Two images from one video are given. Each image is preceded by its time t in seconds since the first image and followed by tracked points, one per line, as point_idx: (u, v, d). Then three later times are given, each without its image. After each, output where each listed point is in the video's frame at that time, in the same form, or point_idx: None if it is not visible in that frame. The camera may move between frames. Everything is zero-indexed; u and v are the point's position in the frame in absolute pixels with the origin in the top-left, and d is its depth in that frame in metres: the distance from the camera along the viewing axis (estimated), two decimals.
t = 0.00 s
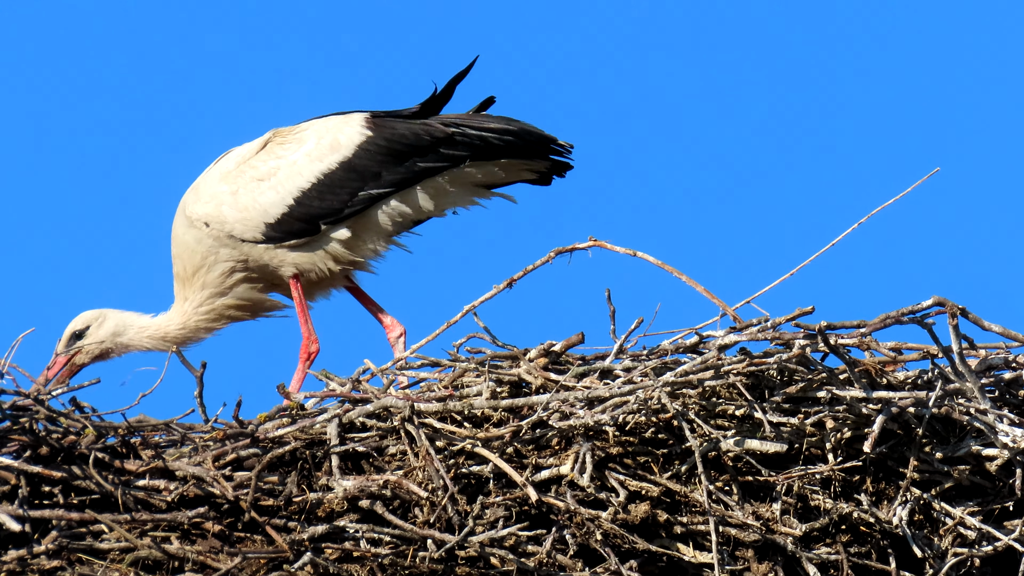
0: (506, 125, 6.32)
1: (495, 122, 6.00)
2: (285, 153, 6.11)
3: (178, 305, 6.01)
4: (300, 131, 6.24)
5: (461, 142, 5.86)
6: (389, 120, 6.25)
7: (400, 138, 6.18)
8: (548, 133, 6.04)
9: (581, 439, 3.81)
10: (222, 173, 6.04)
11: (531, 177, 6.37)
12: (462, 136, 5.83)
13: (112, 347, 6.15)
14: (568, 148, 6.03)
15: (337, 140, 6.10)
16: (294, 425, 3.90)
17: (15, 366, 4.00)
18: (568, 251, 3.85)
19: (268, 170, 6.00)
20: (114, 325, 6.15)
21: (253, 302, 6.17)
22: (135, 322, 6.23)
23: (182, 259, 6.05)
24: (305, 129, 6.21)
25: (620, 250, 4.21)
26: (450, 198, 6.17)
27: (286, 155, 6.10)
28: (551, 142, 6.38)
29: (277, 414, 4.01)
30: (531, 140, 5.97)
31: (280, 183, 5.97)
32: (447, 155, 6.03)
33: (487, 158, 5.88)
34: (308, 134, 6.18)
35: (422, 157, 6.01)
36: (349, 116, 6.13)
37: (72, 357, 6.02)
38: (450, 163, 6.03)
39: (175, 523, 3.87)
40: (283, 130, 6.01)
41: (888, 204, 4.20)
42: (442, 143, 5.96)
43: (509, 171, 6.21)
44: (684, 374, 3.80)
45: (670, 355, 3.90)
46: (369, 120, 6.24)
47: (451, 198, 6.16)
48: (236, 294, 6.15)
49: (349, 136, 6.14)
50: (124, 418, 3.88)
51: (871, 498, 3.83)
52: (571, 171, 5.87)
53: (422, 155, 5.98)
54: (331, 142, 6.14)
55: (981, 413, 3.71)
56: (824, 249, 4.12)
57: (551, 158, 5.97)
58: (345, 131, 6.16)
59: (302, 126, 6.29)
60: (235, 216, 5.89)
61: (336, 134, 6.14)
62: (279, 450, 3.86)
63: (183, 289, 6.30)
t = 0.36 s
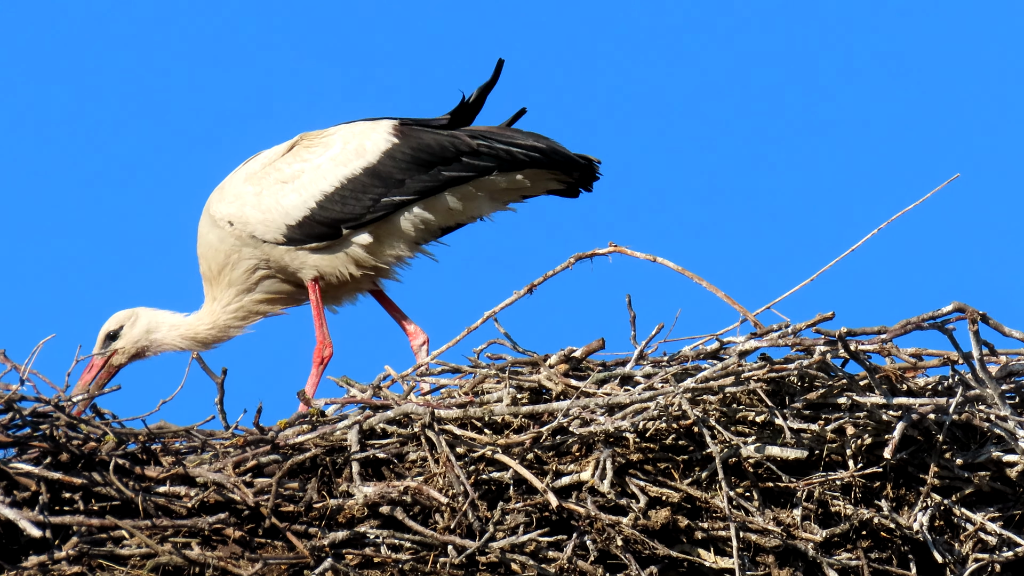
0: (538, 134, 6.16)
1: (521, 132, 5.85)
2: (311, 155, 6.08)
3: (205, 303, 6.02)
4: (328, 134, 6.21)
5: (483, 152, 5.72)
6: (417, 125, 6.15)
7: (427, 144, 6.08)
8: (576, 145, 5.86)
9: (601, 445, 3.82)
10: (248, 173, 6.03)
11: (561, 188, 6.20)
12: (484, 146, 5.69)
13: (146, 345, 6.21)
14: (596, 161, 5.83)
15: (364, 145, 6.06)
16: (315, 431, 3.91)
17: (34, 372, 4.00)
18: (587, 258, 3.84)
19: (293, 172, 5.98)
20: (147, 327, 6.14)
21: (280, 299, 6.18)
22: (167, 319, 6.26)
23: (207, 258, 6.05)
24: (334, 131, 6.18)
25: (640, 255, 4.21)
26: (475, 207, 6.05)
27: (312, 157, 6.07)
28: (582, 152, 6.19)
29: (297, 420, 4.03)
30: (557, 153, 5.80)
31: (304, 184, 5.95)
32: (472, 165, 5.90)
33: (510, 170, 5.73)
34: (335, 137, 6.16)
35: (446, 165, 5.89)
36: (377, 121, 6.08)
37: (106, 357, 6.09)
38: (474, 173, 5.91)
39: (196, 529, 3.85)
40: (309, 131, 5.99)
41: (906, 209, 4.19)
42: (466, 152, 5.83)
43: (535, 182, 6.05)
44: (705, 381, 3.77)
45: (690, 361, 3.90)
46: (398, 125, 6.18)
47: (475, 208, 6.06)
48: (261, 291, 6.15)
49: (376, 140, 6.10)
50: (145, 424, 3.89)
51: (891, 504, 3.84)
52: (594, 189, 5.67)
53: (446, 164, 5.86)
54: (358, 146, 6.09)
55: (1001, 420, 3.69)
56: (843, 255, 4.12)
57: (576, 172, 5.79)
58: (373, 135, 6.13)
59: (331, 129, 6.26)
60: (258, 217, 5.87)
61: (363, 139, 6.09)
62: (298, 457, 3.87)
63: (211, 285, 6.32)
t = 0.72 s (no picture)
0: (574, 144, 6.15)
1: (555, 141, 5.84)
2: (346, 156, 6.11)
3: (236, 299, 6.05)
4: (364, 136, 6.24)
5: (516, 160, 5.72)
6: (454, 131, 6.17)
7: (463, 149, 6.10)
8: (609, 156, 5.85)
9: (631, 446, 3.82)
10: (283, 171, 6.07)
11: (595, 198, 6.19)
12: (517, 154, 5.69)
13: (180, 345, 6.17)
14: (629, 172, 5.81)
15: (399, 148, 6.08)
16: (344, 432, 3.91)
17: (64, 373, 4.01)
18: (617, 259, 3.84)
19: (327, 172, 6.01)
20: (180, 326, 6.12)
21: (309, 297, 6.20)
22: (199, 319, 6.31)
23: (239, 255, 6.09)
24: (371, 134, 6.20)
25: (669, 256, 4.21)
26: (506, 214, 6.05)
27: (347, 158, 6.10)
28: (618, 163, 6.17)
29: (326, 422, 4.02)
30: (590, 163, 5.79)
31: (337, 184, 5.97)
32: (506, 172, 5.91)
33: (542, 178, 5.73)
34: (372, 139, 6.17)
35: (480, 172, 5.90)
36: (413, 125, 6.11)
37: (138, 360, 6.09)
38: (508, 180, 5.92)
39: (225, 531, 3.86)
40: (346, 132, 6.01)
41: (934, 211, 4.20)
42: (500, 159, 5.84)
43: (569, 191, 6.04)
44: (734, 382, 3.78)
45: (719, 363, 3.90)
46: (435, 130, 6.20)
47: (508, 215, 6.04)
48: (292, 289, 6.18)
49: (411, 144, 6.12)
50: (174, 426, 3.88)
51: (920, 505, 3.85)
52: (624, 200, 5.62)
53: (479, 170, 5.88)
54: (393, 150, 6.12)
55: None
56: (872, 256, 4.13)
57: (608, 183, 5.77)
58: (411, 139, 6.13)
59: (368, 131, 6.28)
60: (291, 215, 5.91)
61: (398, 142, 6.12)
62: (327, 459, 3.86)
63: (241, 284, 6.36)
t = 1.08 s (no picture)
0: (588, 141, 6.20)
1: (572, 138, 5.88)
2: (363, 156, 6.13)
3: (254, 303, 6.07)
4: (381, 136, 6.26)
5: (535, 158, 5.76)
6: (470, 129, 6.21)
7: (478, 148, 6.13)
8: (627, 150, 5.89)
9: (645, 446, 3.82)
10: (299, 171, 6.09)
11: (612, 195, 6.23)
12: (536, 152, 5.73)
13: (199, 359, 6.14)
14: (647, 169, 5.82)
15: (416, 147, 6.09)
16: (358, 433, 3.90)
17: (79, 374, 4.01)
18: (631, 259, 3.84)
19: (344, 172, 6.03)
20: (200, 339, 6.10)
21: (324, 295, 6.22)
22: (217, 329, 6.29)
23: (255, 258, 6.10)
24: (387, 134, 6.22)
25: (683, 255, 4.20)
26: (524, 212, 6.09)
27: (364, 158, 6.12)
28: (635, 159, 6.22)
29: (342, 421, 4.05)
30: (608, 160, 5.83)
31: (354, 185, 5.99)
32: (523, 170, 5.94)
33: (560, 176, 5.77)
34: (388, 139, 6.19)
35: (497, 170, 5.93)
36: (430, 125, 6.12)
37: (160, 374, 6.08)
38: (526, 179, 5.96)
39: (239, 531, 3.86)
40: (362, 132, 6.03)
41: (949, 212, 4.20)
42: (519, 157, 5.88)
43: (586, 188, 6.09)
44: (748, 382, 3.79)
45: (734, 362, 3.90)
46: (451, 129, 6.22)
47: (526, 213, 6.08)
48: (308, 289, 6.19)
49: (428, 144, 6.14)
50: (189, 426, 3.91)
51: (935, 505, 3.84)
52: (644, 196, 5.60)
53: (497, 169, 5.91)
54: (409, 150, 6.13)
55: None
56: (887, 256, 4.13)
57: (627, 179, 5.81)
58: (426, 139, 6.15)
59: (383, 130, 6.31)
60: (307, 216, 5.93)
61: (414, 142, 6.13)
62: (342, 459, 3.86)
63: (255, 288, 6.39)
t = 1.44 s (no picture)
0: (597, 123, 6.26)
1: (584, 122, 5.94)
2: (376, 158, 6.16)
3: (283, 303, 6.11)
4: (390, 136, 6.28)
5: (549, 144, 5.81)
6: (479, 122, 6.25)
7: (490, 140, 6.18)
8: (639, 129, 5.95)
9: (663, 445, 3.82)
10: (314, 179, 6.11)
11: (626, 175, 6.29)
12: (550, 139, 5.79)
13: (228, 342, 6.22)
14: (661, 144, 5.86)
15: (429, 145, 6.12)
16: (377, 431, 3.93)
17: (96, 373, 4.01)
18: (649, 257, 3.83)
19: (359, 177, 6.06)
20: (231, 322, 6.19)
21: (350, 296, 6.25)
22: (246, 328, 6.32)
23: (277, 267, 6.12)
24: (398, 134, 6.24)
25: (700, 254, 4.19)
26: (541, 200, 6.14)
27: (377, 160, 6.15)
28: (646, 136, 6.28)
29: (359, 422, 4.04)
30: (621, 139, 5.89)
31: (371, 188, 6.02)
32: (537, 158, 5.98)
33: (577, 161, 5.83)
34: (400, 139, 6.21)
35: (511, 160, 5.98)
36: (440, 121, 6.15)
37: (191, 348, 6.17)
38: (540, 167, 6.02)
39: (257, 530, 3.87)
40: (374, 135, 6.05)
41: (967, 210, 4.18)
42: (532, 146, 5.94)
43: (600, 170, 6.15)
44: (767, 381, 3.78)
45: (752, 361, 3.90)
46: (460, 123, 6.25)
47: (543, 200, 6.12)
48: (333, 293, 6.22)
49: (440, 140, 6.16)
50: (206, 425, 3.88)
51: (953, 504, 3.85)
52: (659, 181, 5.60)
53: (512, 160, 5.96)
54: (422, 147, 6.16)
55: None
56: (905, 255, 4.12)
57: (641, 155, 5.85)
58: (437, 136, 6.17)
59: (393, 131, 6.32)
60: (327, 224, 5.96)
61: (427, 140, 6.16)
62: (360, 458, 3.87)
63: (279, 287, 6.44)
